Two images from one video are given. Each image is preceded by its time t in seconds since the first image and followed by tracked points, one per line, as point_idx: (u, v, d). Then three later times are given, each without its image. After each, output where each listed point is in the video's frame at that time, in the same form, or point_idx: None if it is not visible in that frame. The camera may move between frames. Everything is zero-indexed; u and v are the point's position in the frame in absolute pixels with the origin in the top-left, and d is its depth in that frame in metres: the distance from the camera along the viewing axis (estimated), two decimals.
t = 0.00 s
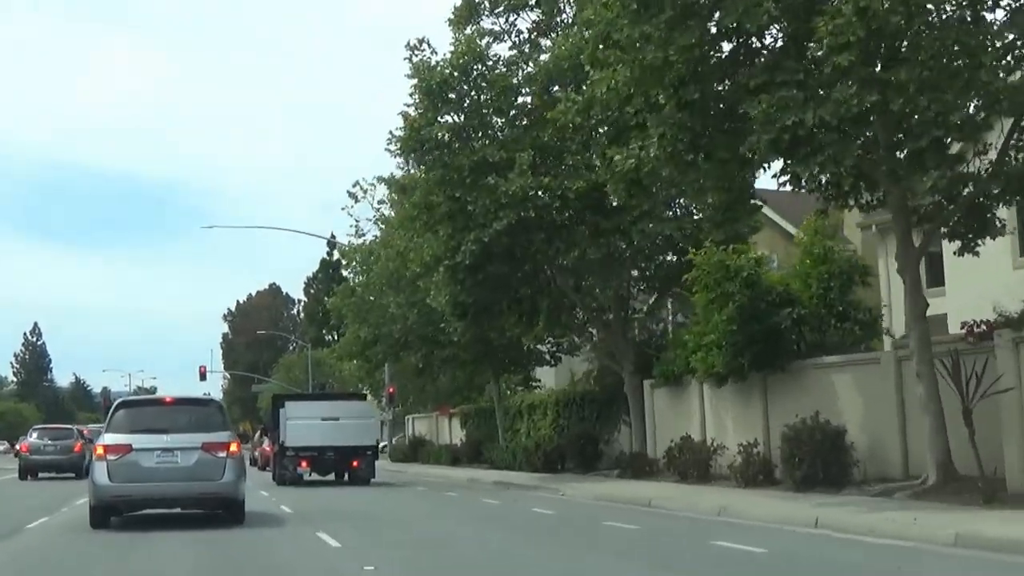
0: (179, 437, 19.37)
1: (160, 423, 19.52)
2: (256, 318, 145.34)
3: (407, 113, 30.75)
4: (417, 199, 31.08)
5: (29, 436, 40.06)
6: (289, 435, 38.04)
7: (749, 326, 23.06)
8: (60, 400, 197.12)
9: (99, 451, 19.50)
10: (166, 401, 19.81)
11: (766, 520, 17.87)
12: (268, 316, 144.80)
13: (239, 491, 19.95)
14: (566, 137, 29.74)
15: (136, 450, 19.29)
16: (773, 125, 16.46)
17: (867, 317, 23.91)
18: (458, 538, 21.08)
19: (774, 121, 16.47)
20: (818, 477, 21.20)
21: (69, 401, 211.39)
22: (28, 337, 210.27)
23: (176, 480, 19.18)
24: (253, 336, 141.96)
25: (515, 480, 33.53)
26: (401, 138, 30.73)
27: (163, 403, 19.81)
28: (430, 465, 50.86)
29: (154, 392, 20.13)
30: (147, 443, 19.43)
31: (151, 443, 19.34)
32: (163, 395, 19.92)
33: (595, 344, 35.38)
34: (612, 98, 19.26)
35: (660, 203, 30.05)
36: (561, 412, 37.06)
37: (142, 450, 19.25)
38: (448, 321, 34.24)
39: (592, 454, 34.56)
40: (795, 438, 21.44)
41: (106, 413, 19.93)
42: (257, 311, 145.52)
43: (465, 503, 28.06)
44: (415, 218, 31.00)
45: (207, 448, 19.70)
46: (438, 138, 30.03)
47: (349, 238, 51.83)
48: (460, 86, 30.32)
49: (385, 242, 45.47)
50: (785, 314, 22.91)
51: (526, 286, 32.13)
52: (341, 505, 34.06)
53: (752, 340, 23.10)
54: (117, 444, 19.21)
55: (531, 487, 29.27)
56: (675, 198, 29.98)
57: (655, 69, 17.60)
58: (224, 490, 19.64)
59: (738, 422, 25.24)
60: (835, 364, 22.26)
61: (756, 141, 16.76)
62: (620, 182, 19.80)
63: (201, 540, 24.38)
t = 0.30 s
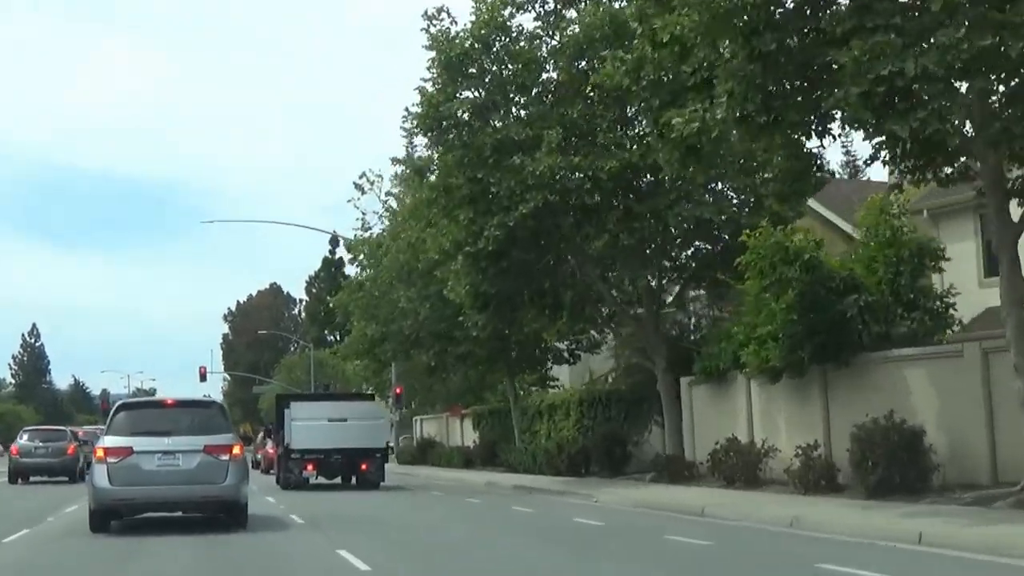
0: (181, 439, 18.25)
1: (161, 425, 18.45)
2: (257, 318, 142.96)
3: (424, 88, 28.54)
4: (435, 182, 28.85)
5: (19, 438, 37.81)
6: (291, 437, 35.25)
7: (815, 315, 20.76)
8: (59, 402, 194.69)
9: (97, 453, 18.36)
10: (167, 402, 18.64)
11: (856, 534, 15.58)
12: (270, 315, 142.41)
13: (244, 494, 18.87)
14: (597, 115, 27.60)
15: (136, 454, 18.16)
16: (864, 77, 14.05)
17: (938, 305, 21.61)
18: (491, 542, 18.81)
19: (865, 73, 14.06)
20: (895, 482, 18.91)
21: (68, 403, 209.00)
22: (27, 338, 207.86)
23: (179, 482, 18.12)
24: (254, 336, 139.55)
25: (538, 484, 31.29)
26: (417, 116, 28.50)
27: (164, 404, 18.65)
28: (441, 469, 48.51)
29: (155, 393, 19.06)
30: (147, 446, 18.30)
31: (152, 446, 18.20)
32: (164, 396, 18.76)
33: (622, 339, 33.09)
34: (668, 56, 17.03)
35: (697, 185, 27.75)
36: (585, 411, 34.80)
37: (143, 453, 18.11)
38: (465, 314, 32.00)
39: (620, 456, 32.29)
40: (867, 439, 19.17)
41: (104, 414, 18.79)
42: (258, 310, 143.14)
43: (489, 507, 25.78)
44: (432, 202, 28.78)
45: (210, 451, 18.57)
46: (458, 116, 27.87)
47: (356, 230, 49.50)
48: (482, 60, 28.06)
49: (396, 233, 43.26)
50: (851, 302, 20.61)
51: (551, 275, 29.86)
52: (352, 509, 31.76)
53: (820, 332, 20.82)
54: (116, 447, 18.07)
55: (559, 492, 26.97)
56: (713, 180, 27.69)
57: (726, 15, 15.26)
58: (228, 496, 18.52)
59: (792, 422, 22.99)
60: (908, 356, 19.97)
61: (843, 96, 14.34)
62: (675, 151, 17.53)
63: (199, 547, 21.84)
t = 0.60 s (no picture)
0: (183, 441, 17.56)
1: (162, 427, 17.73)
2: (258, 317, 140.61)
3: (443, 60, 26.50)
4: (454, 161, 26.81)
5: (7, 439, 35.60)
6: (296, 438, 32.99)
7: (889, 304, 18.52)
8: (57, 403, 192.37)
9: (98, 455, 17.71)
10: (169, 403, 17.97)
11: (983, 556, 13.24)
12: (271, 314, 140.15)
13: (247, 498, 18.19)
14: (632, 88, 25.35)
15: (137, 455, 17.48)
16: (992, 9, 12.35)
17: None
18: (528, 551, 16.63)
19: (993, 5, 12.38)
20: (988, 490, 16.84)
21: (66, 404, 206.61)
22: (25, 339, 205.47)
23: (179, 486, 17.43)
24: (255, 336, 137.25)
25: (564, 488, 29.08)
26: (435, 90, 26.49)
27: (166, 405, 17.99)
28: (455, 471, 46.24)
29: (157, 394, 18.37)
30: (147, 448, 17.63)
31: (153, 447, 17.51)
32: (166, 398, 18.10)
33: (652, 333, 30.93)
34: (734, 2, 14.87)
35: (741, 163, 25.41)
36: (611, 410, 32.54)
37: (144, 454, 17.44)
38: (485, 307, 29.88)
39: (653, 458, 29.94)
40: (953, 438, 16.92)
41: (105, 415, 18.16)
42: (259, 309, 140.84)
43: (515, 513, 23.60)
44: (452, 183, 26.66)
45: (213, 453, 17.86)
46: (478, 89, 25.87)
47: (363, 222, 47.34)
48: (506, 30, 25.92)
49: (406, 224, 41.16)
50: (928, 287, 18.44)
51: (579, 264, 27.71)
52: (364, 513, 29.60)
53: (895, 323, 18.56)
54: (117, 449, 17.40)
55: (591, 497, 24.81)
56: (758, 159, 25.43)
57: None
58: (230, 499, 17.81)
59: (856, 421, 20.82)
60: (996, 348, 17.74)
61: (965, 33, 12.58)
62: (742, 110, 15.47)
63: (201, 553, 19.63)
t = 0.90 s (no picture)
0: (182, 441, 16.96)
1: (161, 427, 17.13)
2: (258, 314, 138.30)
3: (465, 26, 24.51)
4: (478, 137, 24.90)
5: None
6: (303, 436, 30.54)
7: (977, 285, 16.47)
8: (54, 402, 189.89)
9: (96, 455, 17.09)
10: (169, 403, 17.35)
11: None
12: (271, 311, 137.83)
13: (248, 499, 17.60)
14: (671, 55, 23.15)
15: (136, 456, 16.86)
16: None
17: None
18: (580, 561, 14.60)
19: None
20: None
21: (63, 403, 204.06)
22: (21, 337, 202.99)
23: (178, 487, 16.90)
24: (255, 334, 134.93)
25: (592, 491, 26.99)
26: (458, 58, 24.53)
27: (165, 405, 17.37)
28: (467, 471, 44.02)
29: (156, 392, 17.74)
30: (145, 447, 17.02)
31: (153, 447, 16.91)
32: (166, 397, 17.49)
33: (685, 324, 28.83)
34: None
35: (791, 137, 23.17)
36: (639, 406, 30.41)
37: (143, 455, 16.84)
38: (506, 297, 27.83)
39: (687, 460, 27.82)
40: None
41: (103, 414, 17.56)
42: (258, 307, 138.50)
43: (544, 518, 21.51)
44: (475, 159, 24.74)
45: (213, 454, 17.25)
46: (503, 58, 23.82)
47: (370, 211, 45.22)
48: None
49: (418, 212, 39.19)
50: None
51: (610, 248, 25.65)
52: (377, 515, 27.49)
53: (984, 303, 16.47)
54: (115, 449, 16.79)
55: (627, 502, 22.66)
56: (809, 133, 23.29)
57: None
58: (230, 500, 17.20)
59: (932, 419, 18.70)
60: None
61: None
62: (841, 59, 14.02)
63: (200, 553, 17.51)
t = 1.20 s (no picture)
0: (181, 443, 16.05)
1: (160, 428, 16.18)
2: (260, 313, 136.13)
3: None
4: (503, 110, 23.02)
5: None
6: (308, 437, 28.17)
7: None
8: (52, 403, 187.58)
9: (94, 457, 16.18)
10: (168, 403, 16.41)
11: None
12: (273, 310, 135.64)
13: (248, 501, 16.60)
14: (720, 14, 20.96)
15: (134, 459, 15.96)
16: None
17: None
18: None
19: None
20: None
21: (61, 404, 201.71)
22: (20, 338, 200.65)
23: (176, 490, 15.97)
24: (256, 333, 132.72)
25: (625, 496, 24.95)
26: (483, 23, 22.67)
27: (164, 405, 16.42)
28: (482, 474, 41.88)
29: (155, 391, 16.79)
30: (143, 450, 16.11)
31: (152, 449, 16.01)
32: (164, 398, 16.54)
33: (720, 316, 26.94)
34: None
35: (849, 108, 21.21)
36: (672, 403, 28.32)
37: (141, 457, 15.93)
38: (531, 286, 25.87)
39: (728, 463, 25.65)
40: None
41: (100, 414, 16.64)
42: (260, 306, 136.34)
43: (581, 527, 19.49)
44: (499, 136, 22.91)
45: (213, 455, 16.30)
46: (533, 21, 22.02)
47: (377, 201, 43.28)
48: None
49: (429, 200, 37.32)
50: None
51: (645, 232, 23.67)
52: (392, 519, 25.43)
53: None
54: (113, 451, 15.89)
55: (672, 508, 20.68)
56: (867, 104, 21.29)
57: None
58: (230, 504, 16.27)
59: None
60: None
61: None
62: None
63: (202, 560, 15.46)
